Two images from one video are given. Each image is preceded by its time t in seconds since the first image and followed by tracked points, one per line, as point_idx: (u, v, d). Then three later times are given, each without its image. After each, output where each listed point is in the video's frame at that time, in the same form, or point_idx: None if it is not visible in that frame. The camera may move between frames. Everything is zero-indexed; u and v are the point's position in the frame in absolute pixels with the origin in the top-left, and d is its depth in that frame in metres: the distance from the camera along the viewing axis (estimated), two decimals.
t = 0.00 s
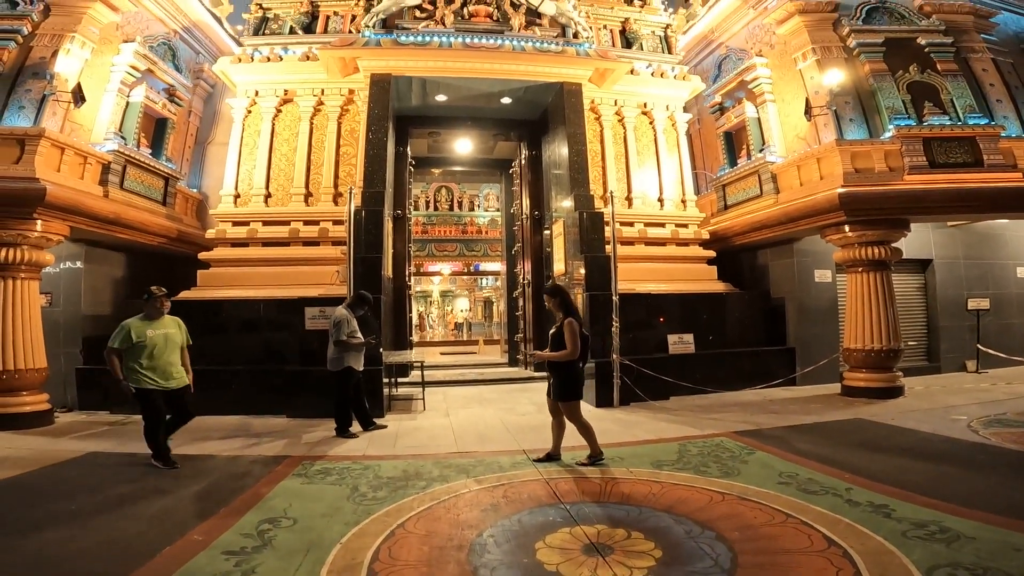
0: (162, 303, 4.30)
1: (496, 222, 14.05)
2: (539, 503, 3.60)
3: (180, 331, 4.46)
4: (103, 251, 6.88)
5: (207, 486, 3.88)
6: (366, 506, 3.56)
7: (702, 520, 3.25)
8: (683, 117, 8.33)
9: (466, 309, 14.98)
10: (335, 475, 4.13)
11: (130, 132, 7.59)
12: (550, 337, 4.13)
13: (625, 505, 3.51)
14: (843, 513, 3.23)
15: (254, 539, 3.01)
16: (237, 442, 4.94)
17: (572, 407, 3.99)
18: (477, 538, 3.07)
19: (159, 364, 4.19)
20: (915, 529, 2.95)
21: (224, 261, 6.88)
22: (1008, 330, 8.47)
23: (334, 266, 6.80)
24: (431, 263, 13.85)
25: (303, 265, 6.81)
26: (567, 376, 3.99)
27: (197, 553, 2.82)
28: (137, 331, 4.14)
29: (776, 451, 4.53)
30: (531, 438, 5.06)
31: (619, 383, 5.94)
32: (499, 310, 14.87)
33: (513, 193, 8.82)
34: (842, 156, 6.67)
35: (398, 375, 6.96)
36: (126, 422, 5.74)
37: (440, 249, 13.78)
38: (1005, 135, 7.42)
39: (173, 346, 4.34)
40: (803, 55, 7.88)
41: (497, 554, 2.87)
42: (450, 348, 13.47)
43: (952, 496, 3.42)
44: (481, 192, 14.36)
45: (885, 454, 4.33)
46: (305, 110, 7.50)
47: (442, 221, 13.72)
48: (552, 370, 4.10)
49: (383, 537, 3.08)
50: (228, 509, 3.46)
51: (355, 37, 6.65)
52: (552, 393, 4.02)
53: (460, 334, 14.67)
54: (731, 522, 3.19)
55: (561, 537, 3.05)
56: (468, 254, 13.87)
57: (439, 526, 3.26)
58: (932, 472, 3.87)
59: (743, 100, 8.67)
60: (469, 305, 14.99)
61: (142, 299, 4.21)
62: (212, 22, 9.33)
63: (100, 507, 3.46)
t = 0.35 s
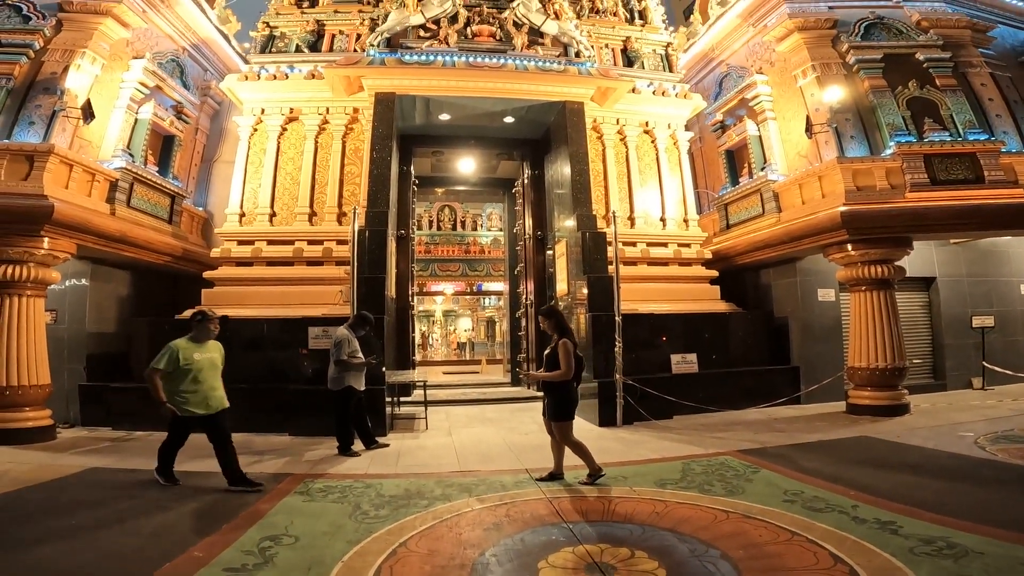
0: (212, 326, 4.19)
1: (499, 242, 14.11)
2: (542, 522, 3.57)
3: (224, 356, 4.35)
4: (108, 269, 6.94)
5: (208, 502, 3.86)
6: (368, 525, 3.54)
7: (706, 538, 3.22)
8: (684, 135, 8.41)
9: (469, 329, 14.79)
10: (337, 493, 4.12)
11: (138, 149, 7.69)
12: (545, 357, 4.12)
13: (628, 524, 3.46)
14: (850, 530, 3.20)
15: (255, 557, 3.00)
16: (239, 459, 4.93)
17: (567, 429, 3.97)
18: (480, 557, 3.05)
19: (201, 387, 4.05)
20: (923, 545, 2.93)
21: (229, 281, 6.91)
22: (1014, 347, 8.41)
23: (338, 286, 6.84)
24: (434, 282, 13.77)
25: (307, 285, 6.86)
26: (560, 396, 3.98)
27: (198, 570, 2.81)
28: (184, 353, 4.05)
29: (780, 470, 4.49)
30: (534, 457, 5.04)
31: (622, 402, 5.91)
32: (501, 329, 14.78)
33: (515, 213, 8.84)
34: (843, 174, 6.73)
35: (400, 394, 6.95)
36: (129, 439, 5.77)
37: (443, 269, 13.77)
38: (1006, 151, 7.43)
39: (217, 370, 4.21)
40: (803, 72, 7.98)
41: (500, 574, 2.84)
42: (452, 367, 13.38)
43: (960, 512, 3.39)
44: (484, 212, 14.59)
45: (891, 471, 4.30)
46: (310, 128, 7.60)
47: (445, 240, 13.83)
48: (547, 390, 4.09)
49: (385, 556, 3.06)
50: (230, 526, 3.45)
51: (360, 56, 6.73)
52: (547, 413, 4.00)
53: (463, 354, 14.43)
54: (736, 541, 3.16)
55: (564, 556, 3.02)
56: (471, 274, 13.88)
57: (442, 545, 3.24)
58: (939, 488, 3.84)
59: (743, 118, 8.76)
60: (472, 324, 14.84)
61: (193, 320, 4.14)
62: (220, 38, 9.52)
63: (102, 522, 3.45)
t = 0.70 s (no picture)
0: (257, 341, 4.14)
1: (502, 261, 14.16)
2: (546, 540, 3.53)
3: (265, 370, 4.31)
4: (115, 287, 7.00)
5: (209, 519, 3.83)
6: (370, 542, 3.51)
7: (712, 557, 3.16)
8: (688, 154, 8.45)
9: (472, 348, 15.01)
10: (339, 511, 4.09)
11: (147, 167, 7.78)
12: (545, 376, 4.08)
13: (632, 543, 3.41)
14: (858, 548, 3.16)
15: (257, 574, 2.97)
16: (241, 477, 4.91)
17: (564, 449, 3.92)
18: None
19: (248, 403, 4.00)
20: (933, 562, 2.90)
21: (234, 299, 6.93)
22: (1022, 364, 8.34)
23: (342, 305, 6.88)
24: (438, 302, 13.77)
25: (312, 304, 6.89)
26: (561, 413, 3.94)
27: None
28: (230, 368, 3.99)
29: (787, 488, 4.44)
30: (538, 476, 5.00)
31: (626, 422, 5.88)
32: (505, 348, 14.78)
33: (519, 233, 8.88)
34: (847, 192, 6.76)
35: (403, 413, 6.92)
36: (131, 455, 5.73)
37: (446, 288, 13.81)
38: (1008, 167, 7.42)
39: (260, 384, 4.17)
40: (805, 89, 8.05)
41: None
42: (455, 386, 13.33)
43: (970, 528, 3.35)
44: (487, 232, 14.71)
45: (899, 488, 4.26)
46: (316, 147, 7.70)
47: (449, 260, 13.84)
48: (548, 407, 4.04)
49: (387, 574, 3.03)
50: (231, 543, 3.42)
51: (366, 75, 6.82)
52: (547, 431, 3.95)
53: (464, 374, 14.63)
54: (743, 559, 3.11)
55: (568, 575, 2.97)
56: (475, 294, 13.91)
57: (445, 563, 3.20)
58: (948, 505, 3.79)
59: (747, 136, 8.89)
60: (475, 343, 15.05)
61: (239, 335, 4.08)
62: (229, 55, 9.63)
63: (103, 538, 3.43)
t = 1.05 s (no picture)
0: (299, 364, 3.81)
1: (506, 281, 14.22)
2: (550, 558, 3.48)
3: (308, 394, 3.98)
4: (122, 304, 7.05)
5: (210, 535, 3.80)
6: (373, 560, 3.48)
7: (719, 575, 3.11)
8: (690, 172, 8.51)
9: (475, 367, 14.84)
10: (342, 528, 4.05)
11: (155, 183, 7.88)
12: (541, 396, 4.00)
13: (637, 562, 3.34)
14: (868, 565, 3.11)
15: None
16: (244, 493, 4.89)
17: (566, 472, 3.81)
18: None
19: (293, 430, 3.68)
20: None
21: (240, 318, 6.97)
22: None
23: (347, 325, 6.92)
24: (442, 321, 13.83)
25: (317, 323, 6.93)
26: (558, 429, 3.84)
27: None
28: (272, 395, 3.67)
29: (793, 505, 4.38)
30: (541, 494, 4.96)
31: (631, 440, 5.83)
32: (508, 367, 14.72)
33: (523, 252, 8.92)
34: (850, 211, 6.75)
35: (407, 431, 6.90)
36: (134, 470, 5.70)
37: (450, 307, 13.83)
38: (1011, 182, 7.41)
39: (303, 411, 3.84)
40: (807, 106, 8.12)
41: None
42: (458, 404, 13.24)
43: (979, 543, 3.31)
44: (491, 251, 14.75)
45: (908, 504, 4.21)
46: (322, 165, 7.80)
47: (453, 279, 13.91)
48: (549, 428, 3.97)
49: None
50: (233, 559, 3.39)
51: (372, 93, 6.92)
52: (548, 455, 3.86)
53: (469, 392, 14.44)
54: None
55: None
56: (478, 313, 13.91)
57: None
58: (958, 520, 3.75)
59: (749, 153, 9.02)
60: (478, 363, 14.88)
61: (279, 359, 3.77)
62: (237, 73, 9.75)
63: (105, 553, 3.41)
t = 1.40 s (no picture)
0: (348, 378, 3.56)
1: (509, 298, 14.25)
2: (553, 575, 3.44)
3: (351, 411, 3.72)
4: (127, 319, 7.09)
5: (212, 550, 3.77)
6: None
7: None
8: (693, 189, 8.55)
9: (478, 385, 14.72)
10: (345, 544, 4.02)
11: (163, 200, 7.96)
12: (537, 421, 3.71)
13: None
14: None
15: None
16: (246, 507, 4.87)
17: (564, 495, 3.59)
18: None
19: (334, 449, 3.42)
20: None
21: (244, 335, 7.00)
22: None
23: (351, 342, 6.95)
24: (445, 337, 13.83)
25: (322, 340, 6.96)
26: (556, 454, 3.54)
27: None
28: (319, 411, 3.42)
29: (799, 521, 4.33)
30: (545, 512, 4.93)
31: (635, 457, 5.79)
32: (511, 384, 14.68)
33: (526, 270, 8.96)
34: (853, 227, 6.76)
35: (410, 447, 6.88)
36: (137, 484, 5.69)
37: (453, 325, 13.81)
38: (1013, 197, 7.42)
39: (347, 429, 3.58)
40: (808, 122, 8.18)
41: None
42: (460, 420, 13.18)
43: (988, 557, 3.27)
44: (494, 269, 14.78)
45: (916, 519, 4.16)
46: (327, 182, 7.88)
47: (456, 297, 13.98)
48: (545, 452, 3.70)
49: None
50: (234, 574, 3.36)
51: (377, 110, 7.01)
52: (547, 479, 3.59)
53: (472, 409, 14.30)
54: None
55: None
56: (482, 330, 13.86)
57: None
58: (967, 534, 3.71)
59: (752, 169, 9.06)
60: (481, 379, 14.76)
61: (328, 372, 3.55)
62: (244, 88, 9.87)
63: (106, 566, 3.39)
